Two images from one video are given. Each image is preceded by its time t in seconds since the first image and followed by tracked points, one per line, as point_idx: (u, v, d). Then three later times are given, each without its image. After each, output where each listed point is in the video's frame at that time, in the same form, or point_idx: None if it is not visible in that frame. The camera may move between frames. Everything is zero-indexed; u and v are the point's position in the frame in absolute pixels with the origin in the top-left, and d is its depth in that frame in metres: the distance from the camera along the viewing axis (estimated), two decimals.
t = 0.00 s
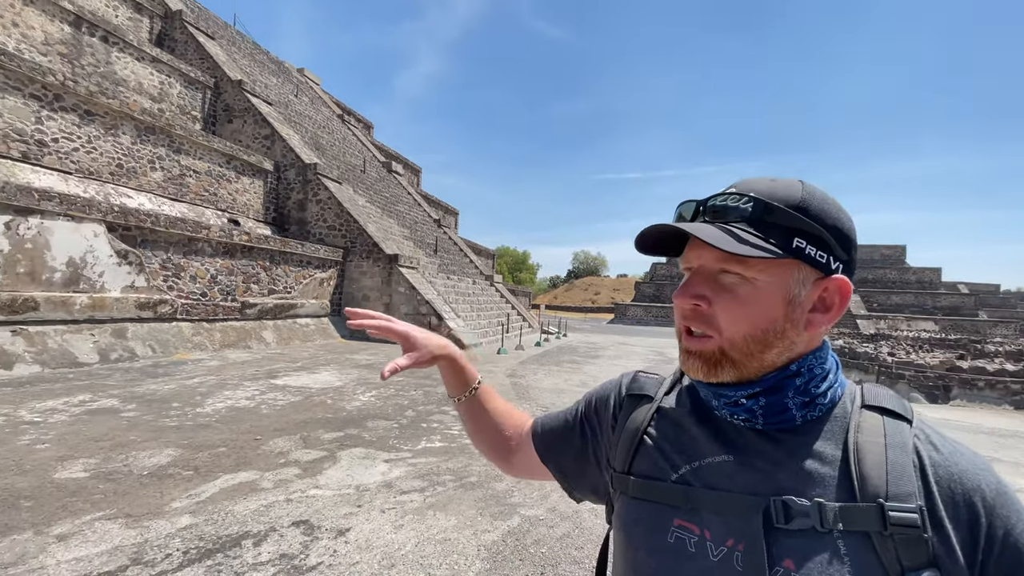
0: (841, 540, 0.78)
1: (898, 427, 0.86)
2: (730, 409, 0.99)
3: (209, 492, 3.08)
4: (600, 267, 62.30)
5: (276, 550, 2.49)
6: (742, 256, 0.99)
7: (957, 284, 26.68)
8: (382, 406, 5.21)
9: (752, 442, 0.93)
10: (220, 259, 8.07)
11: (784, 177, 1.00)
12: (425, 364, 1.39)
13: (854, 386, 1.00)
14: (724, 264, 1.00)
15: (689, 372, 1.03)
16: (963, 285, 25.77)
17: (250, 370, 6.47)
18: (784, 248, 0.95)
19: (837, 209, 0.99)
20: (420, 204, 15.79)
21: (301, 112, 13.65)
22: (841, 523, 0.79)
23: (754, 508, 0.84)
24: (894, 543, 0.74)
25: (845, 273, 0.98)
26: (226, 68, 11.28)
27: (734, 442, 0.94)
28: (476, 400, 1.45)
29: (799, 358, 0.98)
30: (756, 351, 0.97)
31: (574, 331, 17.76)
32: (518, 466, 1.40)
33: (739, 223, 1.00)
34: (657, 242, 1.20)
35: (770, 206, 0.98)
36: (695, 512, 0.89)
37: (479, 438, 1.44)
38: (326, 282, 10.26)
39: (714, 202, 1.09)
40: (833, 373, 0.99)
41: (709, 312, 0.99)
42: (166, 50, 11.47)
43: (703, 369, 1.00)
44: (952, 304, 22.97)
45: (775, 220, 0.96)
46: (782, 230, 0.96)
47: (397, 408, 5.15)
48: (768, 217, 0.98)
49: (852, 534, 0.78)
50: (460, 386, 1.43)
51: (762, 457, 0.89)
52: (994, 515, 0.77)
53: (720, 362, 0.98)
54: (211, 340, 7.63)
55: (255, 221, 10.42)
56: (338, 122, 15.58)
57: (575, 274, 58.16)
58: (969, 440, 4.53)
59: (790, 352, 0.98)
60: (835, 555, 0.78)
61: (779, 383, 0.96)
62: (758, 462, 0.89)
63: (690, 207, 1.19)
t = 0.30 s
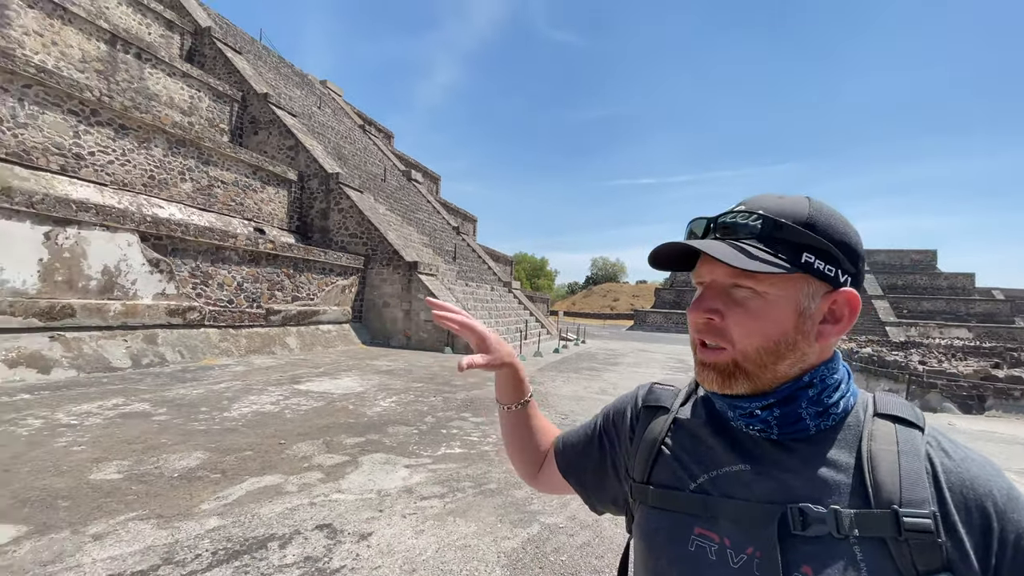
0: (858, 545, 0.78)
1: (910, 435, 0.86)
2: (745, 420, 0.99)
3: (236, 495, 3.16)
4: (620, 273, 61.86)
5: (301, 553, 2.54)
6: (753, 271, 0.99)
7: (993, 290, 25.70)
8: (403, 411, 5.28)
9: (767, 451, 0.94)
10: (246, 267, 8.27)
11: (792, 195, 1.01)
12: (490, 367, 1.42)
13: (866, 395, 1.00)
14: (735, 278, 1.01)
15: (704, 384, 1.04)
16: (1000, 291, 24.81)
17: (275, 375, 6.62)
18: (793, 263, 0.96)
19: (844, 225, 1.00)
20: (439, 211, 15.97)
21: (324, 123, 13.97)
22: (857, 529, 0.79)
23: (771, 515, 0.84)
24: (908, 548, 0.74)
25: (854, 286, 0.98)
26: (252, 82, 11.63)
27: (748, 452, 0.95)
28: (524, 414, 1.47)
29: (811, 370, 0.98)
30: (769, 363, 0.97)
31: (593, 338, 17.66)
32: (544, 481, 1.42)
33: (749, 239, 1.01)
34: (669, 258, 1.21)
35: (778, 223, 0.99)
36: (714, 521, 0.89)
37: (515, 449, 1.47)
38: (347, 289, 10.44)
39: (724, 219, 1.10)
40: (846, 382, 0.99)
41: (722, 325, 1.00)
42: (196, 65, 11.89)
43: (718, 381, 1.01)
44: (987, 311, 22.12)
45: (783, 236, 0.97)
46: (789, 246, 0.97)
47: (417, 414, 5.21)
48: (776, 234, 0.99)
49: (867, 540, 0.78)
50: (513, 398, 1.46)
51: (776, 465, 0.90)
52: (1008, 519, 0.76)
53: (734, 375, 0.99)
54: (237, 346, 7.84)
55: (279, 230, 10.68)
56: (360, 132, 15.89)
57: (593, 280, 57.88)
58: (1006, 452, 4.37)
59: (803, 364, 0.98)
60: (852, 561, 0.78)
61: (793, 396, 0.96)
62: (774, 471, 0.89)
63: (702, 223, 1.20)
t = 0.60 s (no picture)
0: (877, 546, 0.80)
1: (929, 441, 0.88)
2: (773, 426, 1.00)
3: (262, 498, 3.24)
4: (639, 280, 61.32)
5: (326, 555, 2.59)
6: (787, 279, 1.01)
7: None
8: (423, 417, 5.33)
9: (792, 455, 0.95)
10: (271, 274, 8.48)
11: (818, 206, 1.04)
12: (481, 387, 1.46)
13: (887, 402, 1.01)
14: (768, 287, 1.03)
15: (736, 392, 1.04)
16: None
17: (298, 381, 6.75)
18: (824, 270, 0.98)
19: (865, 236, 1.03)
20: (458, 219, 16.11)
21: (346, 134, 14.27)
22: (877, 531, 0.81)
23: (792, 518, 0.86)
24: (928, 549, 0.77)
25: (876, 294, 1.01)
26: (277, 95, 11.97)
27: (772, 456, 0.96)
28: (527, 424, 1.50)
29: (841, 377, 0.99)
30: (803, 369, 0.98)
31: (612, 345, 17.54)
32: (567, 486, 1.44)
33: (781, 248, 1.03)
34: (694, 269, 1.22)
35: (810, 233, 1.01)
36: (737, 522, 0.91)
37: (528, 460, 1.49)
38: (368, 296, 10.61)
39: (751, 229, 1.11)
40: (868, 389, 1.00)
41: (756, 332, 1.01)
42: (224, 80, 12.30)
43: (752, 390, 1.01)
44: None
45: (818, 245, 0.99)
46: (818, 255, 1.00)
47: (437, 420, 5.26)
48: (808, 243, 1.01)
49: (886, 542, 0.80)
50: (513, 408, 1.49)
51: (800, 468, 0.91)
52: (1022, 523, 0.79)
53: (769, 382, 0.99)
54: (262, 352, 8.04)
55: (302, 238, 10.93)
56: (380, 142, 16.18)
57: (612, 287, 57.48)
58: None
59: (831, 372, 0.99)
60: (871, 562, 0.80)
61: (822, 403, 0.97)
62: (797, 475, 0.91)
63: (725, 234, 1.21)
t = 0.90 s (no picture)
0: (888, 544, 0.83)
1: (940, 441, 0.91)
2: (785, 423, 1.01)
3: (285, 500, 3.31)
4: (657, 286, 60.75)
5: (346, 556, 2.64)
6: (809, 280, 1.02)
7: None
8: (441, 422, 5.38)
9: (807, 455, 0.96)
10: (293, 281, 8.65)
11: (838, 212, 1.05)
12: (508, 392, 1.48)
13: (899, 402, 1.02)
14: (790, 287, 1.03)
15: (750, 389, 1.05)
16: None
17: (319, 385, 6.86)
18: (844, 273, 0.99)
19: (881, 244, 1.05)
20: (475, 226, 16.23)
21: (365, 143, 14.53)
22: (888, 528, 0.83)
23: (803, 516, 0.88)
24: (937, 547, 0.79)
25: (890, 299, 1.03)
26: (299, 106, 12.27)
27: (785, 455, 0.97)
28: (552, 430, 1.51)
29: (853, 376, 0.99)
30: (819, 367, 0.99)
31: (630, 351, 17.40)
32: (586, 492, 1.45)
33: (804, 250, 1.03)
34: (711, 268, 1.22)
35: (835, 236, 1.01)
36: (750, 521, 0.93)
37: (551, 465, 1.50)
38: (387, 302, 10.74)
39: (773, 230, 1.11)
40: (878, 389, 1.01)
41: (775, 331, 1.02)
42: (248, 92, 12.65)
43: (768, 387, 1.02)
44: None
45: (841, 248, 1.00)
46: (840, 258, 1.01)
47: (455, 425, 5.29)
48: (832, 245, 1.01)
49: (898, 539, 0.83)
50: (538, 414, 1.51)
51: (812, 467, 0.93)
52: None
53: (786, 380, 1.00)
54: (284, 357, 8.21)
55: (323, 245, 11.14)
56: (399, 150, 16.43)
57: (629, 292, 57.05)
58: None
59: (846, 370, 1.00)
60: (882, 558, 0.82)
61: (833, 401, 0.98)
62: (809, 475, 0.92)
63: (743, 235, 1.21)
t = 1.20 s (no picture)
0: (885, 541, 0.85)
1: (937, 440, 0.93)
2: (806, 428, 1.00)
3: (306, 501, 3.38)
4: (678, 291, 59.95)
5: (365, 557, 2.69)
6: (831, 281, 1.05)
7: None
8: (459, 427, 5.41)
9: (809, 455, 0.97)
10: (315, 287, 8.82)
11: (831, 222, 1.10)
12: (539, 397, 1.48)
13: (895, 401, 1.05)
14: (815, 290, 1.05)
15: (788, 397, 1.01)
16: None
17: (340, 390, 6.97)
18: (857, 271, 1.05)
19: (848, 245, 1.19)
20: (494, 231, 16.31)
21: (386, 151, 14.79)
22: (885, 526, 0.86)
23: (803, 515, 0.90)
24: (933, 543, 0.81)
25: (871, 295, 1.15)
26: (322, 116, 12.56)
27: (786, 456, 0.99)
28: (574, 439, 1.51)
29: (864, 373, 1.04)
30: (851, 366, 1.01)
31: (650, 357, 17.19)
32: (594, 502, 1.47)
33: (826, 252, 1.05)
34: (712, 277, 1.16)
35: (844, 238, 1.08)
36: (749, 518, 0.95)
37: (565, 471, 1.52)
38: (406, 307, 10.87)
39: (781, 233, 1.10)
40: (876, 386, 1.05)
41: (810, 334, 1.02)
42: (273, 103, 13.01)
43: (810, 392, 1.00)
44: None
45: (852, 249, 1.07)
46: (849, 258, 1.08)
47: (473, 429, 5.32)
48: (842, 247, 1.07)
49: (895, 535, 0.85)
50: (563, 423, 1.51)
51: (813, 467, 0.95)
52: None
53: (826, 382, 0.99)
54: (306, 361, 8.38)
55: (345, 252, 11.35)
56: (419, 158, 16.66)
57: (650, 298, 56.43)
58: None
59: (861, 365, 1.05)
60: (879, 555, 0.85)
61: (849, 403, 0.99)
62: (808, 475, 0.94)
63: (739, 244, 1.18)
